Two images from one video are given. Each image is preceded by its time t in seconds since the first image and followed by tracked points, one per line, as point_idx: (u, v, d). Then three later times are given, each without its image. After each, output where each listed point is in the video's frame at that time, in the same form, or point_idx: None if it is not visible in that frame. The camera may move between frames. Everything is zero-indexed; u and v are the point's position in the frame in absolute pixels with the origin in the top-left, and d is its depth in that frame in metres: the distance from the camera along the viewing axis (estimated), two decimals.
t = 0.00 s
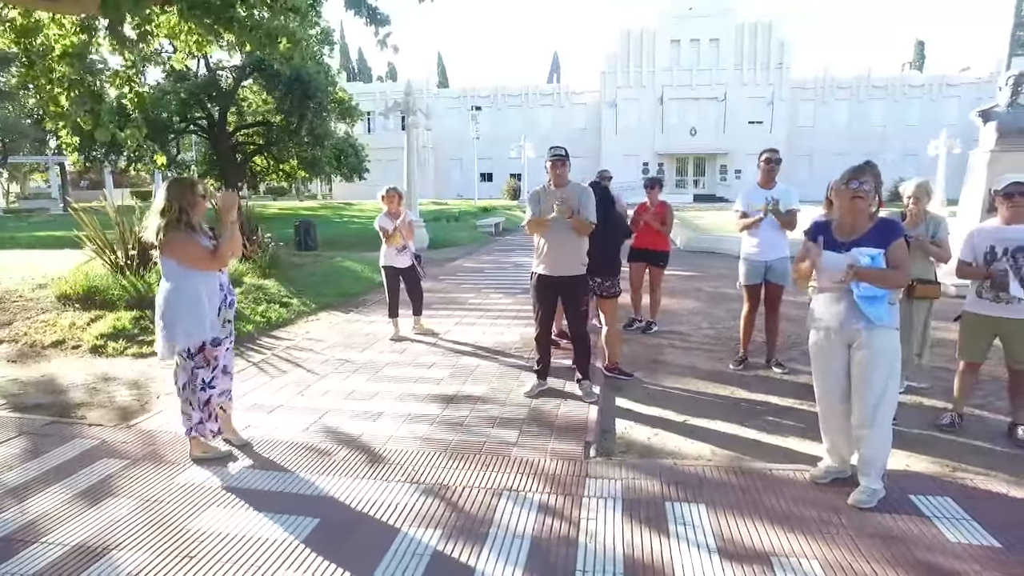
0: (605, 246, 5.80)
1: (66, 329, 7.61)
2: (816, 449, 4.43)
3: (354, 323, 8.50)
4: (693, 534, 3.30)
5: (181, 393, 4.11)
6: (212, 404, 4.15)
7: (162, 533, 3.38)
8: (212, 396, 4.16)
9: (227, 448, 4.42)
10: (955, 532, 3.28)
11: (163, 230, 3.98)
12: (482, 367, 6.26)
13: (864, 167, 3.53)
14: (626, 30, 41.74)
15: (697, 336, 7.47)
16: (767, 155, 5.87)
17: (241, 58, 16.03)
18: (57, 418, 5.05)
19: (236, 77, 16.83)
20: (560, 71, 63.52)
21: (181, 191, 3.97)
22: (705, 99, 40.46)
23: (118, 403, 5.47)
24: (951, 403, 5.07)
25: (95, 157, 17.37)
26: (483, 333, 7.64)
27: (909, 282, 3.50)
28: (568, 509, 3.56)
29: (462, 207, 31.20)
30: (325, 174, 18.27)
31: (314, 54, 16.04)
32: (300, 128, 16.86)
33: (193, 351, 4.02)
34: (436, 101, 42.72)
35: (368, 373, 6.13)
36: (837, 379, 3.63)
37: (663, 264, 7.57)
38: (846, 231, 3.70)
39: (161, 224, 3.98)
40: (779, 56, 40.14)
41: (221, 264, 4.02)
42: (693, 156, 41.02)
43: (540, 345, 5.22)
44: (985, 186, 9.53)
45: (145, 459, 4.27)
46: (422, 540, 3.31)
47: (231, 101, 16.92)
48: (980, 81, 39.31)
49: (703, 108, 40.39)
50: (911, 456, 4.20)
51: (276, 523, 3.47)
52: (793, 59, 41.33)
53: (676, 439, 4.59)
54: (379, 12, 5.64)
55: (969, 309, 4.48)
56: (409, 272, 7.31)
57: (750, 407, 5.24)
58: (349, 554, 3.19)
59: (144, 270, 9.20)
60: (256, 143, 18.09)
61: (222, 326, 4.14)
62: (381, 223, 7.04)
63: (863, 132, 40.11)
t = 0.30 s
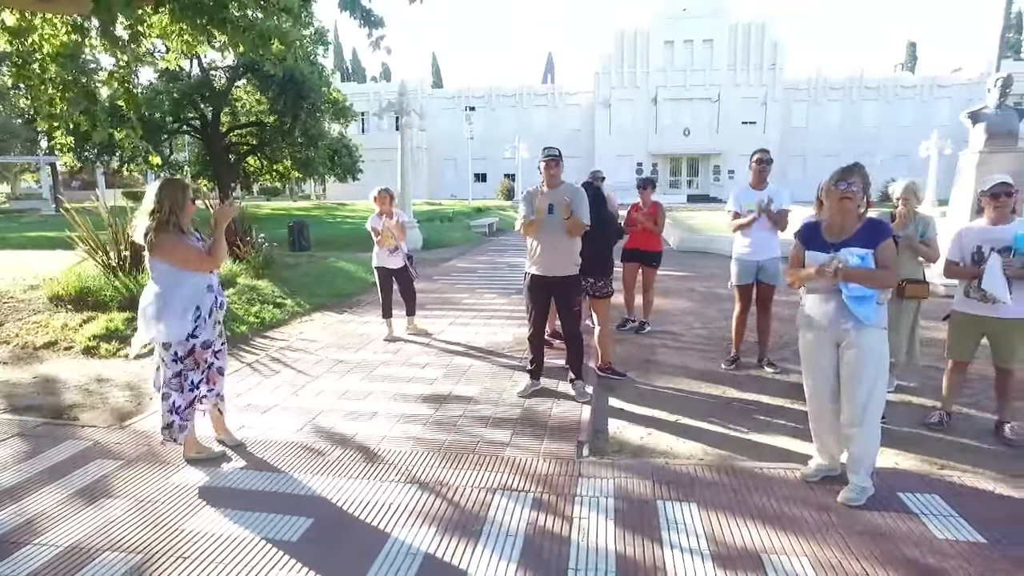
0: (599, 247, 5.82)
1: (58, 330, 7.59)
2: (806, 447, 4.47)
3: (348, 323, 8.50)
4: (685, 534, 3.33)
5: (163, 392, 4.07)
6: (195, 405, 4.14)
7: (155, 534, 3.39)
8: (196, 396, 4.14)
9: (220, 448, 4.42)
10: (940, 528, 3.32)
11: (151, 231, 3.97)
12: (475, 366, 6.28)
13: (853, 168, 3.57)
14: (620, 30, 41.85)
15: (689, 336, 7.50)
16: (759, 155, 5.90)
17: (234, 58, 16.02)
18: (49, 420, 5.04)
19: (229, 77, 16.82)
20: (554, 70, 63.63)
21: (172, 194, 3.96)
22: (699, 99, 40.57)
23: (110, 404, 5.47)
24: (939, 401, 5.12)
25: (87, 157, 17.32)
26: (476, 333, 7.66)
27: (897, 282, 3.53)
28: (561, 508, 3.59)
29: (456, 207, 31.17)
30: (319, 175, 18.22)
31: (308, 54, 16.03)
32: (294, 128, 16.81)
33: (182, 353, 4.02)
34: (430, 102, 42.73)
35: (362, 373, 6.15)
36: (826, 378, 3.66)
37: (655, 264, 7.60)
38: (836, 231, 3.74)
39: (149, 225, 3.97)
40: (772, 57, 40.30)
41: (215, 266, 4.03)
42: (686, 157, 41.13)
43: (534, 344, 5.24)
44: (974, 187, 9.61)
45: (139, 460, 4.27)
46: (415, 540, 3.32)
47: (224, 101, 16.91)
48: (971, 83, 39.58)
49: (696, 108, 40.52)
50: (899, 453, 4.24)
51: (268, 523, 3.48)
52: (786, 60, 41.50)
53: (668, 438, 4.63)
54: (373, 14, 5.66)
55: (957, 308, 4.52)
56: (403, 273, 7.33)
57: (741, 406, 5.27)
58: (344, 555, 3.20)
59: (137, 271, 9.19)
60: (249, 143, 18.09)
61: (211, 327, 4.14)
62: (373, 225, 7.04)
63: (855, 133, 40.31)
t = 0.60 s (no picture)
0: (579, 248, 5.86)
1: (30, 334, 7.47)
2: (782, 443, 4.54)
3: (327, 324, 8.47)
4: (665, 530, 3.37)
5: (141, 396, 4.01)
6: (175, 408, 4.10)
7: (134, 539, 3.36)
8: (177, 398, 4.10)
9: (199, 451, 4.40)
10: (911, 519, 3.40)
11: (128, 234, 3.94)
12: (455, 367, 6.29)
13: (826, 170, 3.64)
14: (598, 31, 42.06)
15: (667, 335, 7.57)
16: (737, 156, 5.98)
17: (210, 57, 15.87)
18: (21, 425, 4.97)
19: (205, 76, 16.65)
20: (533, 71, 63.74)
21: (149, 196, 3.94)
22: (677, 99, 40.89)
23: (85, 409, 5.40)
24: (911, 397, 5.23)
25: (58, 157, 17.04)
26: (456, 334, 7.67)
27: (870, 280, 3.61)
28: (542, 507, 3.62)
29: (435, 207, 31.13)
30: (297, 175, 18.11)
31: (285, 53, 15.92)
32: (271, 128, 16.69)
33: (162, 355, 3.98)
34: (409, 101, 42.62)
35: (342, 374, 6.13)
36: (801, 376, 3.73)
37: (635, 264, 7.67)
38: (811, 231, 3.81)
39: (126, 228, 3.94)
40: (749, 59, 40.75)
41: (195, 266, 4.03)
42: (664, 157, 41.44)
43: (514, 344, 5.27)
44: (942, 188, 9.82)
45: (116, 464, 4.23)
46: (398, 540, 3.33)
47: (200, 100, 16.73)
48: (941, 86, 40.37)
49: (674, 109, 40.84)
50: (872, 448, 4.33)
51: (249, 526, 3.47)
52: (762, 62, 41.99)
53: (647, 436, 4.68)
54: (353, 13, 5.65)
55: (926, 305, 4.62)
56: (382, 274, 7.32)
57: (719, 403, 5.34)
58: (326, 556, 3.20)
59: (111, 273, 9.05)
60: (226, 143, 17.93)
61: (191, 329, 4.12)
62: (352, 227, 7.02)
63: (829, 134, 40.89)
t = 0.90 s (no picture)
0: (554, 249, 5.90)
1: None
2: (753, 439, 4.61)
3: (300, 327, 8.38)
4: (641, 526, 3.41)
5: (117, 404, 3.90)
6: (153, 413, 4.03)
7: (105, 548, 3.30)
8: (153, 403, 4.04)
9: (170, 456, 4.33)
10: (879, 510, 3.48)
11: (106, 236, 3.86)
12: (430, 368, 6.27)
13: (797, 172, 3.71)
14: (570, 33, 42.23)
15: (640, 334, 7.63)
16: (711, 158, 6.06)
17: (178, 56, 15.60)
18: None
19: (172, 74, 16.37)
20: (504, 71, 63.86)
21: (129, 198, 3.88)
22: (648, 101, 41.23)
23: (49, 416, 5.28)
24: (877, 392, 5.35)
25: (19, 157, 16.63)
26: (431, 335, 7.65)
27: (838, 280, 3.69)
28: (519, 507, 3.63)
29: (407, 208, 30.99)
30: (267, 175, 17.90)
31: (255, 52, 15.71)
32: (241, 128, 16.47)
33: (141, 360, 3.92)
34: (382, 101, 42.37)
35: (315, 377, 6.08)
36: (772, 373, 3.79)
37: (609, 264, 7.72)
38: (783, 231, 3.88)
39: (102, 230, 3.86)
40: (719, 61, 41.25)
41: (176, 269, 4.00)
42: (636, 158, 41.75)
43: (489, 345, 5.28)
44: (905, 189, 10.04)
45: (83, 472, 4.15)
46: (376, 542, 3.32)
47: (167, 99, 16.43)
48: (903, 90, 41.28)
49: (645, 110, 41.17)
50: (840, 442, 4.42)
51: (224, 531, 3.43)
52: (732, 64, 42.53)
53: (622, 435, 4.72)
54: (327, 13, 5.61)
55: (891, 303, 4.72)
56: (357, 276, 7.28)
57: (692, 401, 5.40)
58: (303, 559, 3.18)
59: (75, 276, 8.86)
60: (194, 142, 17.66)
61: (166, 332, 4.08)
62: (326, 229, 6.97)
63: (797, 135, 41.56)
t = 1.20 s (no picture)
0: (497, 249, 5.95)
1: None
2: (692, 433, 4.76)
3: (237, 331, 8.18)
4: (588, 520, 3.47)
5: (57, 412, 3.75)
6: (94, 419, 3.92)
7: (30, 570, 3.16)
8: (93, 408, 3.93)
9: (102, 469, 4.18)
10: (812, 496, 3.64)
11: (42, 236, 3.69)
12: (374, 371, 6.22)
13: (734, 173, 3.85)
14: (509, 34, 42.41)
15: (582, 333, 7.75)
16: (651, 159, 6.22)
17: (100, 50, 14.97)
18: None
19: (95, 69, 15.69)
20: (443, 71, 63.67)
21: (64, 198, 3.72)
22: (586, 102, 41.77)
23: None
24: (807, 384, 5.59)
25: None
26: (373, 337, 7.58)
27: (772, 277, 3.84)
28: (467, 506, 3.65)
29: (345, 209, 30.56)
30: (199, 176, 17.37)
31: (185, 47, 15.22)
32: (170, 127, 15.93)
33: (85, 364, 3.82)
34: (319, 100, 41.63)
35: (255, 383, 5.95)
36: (712, 368, 3.93)
37: (551, 264, 7.81)
38: (721, 230, 4.02)
39: (38, 230, 3.68)
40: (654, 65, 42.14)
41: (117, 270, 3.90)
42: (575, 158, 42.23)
43: (434, 345, 5.28)
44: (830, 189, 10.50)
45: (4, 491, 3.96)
46: (324, 546, 3.29)
47: (88, 95, 15.74)
48: (827, 95, 43.07)
49: (584, 111, 41.68)
50: (774, 433, 4.60)
51: (163, 545, 3.34)
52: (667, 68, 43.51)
53: (566, 432, 4.79)
54: (260, 8, 5.50)
55: (820, 298, 4.94)
56: (296, 278, 7.16)
57: (633, 398, 5.53)
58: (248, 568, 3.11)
59: None
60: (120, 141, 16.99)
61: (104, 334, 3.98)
62: (263, 231, 6.84)
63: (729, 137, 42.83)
